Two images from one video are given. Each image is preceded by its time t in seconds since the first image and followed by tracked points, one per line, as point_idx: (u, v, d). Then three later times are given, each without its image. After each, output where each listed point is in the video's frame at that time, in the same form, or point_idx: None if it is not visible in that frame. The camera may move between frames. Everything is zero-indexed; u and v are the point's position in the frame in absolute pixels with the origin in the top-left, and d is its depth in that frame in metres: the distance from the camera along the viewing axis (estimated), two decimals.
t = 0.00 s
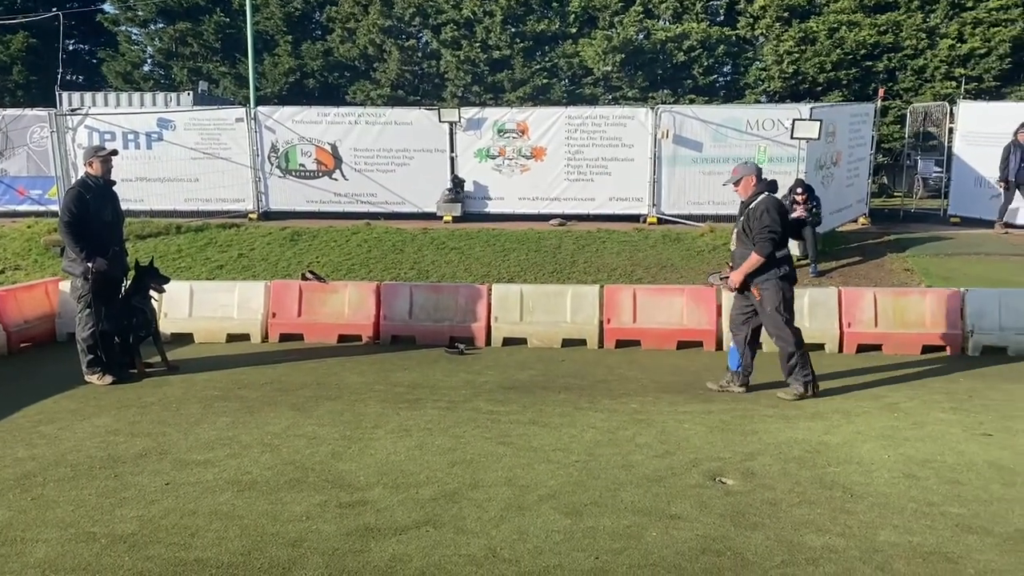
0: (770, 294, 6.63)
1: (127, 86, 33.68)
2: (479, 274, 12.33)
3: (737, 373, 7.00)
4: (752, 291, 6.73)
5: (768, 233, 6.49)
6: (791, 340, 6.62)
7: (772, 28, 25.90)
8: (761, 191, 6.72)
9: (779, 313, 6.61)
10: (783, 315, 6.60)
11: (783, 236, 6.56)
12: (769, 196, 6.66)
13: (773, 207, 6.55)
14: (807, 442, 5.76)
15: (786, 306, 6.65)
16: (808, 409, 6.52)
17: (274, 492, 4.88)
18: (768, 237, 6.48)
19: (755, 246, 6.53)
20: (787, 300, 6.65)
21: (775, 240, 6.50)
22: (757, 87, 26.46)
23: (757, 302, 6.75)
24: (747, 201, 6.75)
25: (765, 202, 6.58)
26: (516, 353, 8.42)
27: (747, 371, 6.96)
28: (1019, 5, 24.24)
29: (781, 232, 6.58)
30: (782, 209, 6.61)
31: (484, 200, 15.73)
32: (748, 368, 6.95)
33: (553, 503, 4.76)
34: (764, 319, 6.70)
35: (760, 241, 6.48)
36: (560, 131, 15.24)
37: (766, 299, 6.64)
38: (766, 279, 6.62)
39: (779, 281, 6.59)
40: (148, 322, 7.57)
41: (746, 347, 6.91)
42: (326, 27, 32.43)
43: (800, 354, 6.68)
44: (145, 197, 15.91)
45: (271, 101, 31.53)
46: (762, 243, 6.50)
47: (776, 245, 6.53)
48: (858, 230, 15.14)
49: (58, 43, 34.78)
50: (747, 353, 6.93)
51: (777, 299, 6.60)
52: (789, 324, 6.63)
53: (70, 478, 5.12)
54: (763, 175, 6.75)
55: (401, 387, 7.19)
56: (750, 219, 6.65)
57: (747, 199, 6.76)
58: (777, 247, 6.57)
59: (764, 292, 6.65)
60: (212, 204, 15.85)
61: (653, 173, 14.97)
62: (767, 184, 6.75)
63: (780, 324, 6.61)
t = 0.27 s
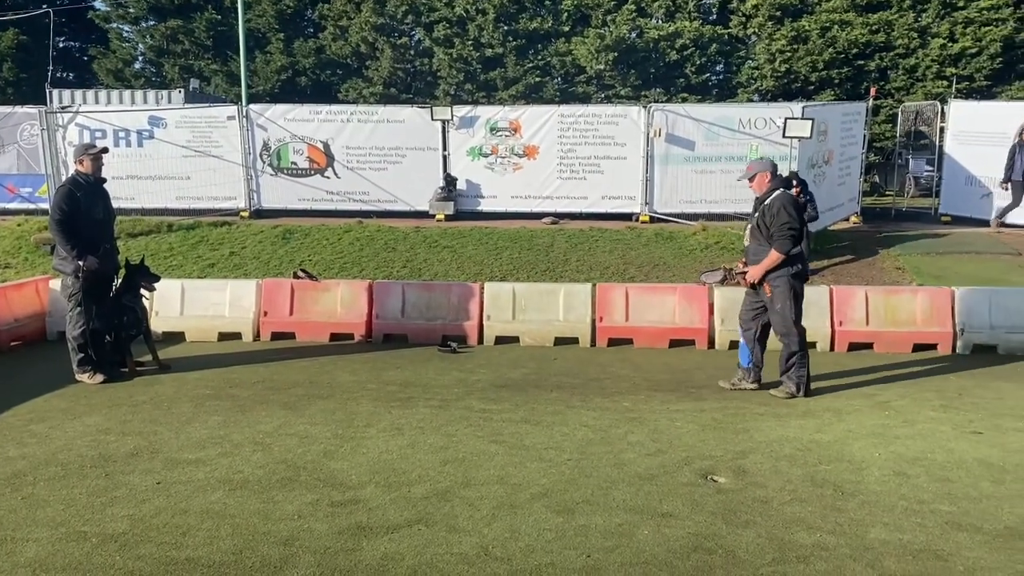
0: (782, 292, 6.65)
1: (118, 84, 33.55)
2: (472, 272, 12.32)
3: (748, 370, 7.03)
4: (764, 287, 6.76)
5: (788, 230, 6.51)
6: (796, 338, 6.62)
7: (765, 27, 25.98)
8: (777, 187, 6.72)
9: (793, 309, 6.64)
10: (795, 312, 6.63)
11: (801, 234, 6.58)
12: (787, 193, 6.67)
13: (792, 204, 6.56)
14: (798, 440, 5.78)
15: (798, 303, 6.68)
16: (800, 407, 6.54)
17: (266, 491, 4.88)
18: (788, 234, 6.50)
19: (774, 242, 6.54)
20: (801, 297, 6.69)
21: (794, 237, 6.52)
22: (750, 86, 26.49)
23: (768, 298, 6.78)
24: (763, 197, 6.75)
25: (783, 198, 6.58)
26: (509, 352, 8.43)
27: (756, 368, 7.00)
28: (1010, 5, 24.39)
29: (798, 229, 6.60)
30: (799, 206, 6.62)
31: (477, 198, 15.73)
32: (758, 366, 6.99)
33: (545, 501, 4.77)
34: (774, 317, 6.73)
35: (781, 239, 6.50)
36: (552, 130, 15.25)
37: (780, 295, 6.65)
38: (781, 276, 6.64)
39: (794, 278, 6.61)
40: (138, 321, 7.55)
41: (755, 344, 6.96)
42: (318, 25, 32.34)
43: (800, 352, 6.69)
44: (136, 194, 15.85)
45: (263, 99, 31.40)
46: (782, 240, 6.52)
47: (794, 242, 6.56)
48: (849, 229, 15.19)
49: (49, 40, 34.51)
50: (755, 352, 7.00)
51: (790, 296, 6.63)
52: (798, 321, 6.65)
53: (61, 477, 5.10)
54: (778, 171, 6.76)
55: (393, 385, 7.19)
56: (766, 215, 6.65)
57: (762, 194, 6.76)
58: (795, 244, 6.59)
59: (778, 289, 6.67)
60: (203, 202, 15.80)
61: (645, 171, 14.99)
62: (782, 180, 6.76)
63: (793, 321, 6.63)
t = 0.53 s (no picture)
0: (781, 289, 6.67)
1: (112, 81, 33.45)
2: (467, 270, 12.32)
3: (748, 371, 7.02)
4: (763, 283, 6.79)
5: (790, 228, 6.50)
6: (793, 337, 6.64)
7: (760, 25, 26.02)
8: (783, 184, 6.70)
9: (792, 306, 6.66)
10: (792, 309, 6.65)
11: (804, 232, 6.57)
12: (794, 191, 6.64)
13: (796, 203, 6.54)
14: (792, 438, 5.79)
15: (796, 301, 6.70)
16: (795, 405, 6.55)
17: (261, 489, 4.87)
18: (791, 232, 6.49)
19: (775, 240, 6.55)
20: (799, 295, 6.70)
21: (796, 236, 6.52)
22: (746, 84, 26.49)
23: (768, 295, 6.81)
24: (768, 194, 6.73)
25: (788, 197, 6.56)
26: (505, 350, 8.43)
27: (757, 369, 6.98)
28: (1004, 5, 24.54)
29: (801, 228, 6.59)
30: (804, 204, 6.60)
31: (472, 196, 15.73)
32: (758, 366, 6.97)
33: (541, 499, 4.77)
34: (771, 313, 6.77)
35: (781, 236, 6.50)
36: (548, 128, 15.23)
37: (778, 292, 6.67)
38: (780, 273, 6.66)
39: (793, 276, 6.62)
40: (133, 319, 7.53)
41: (759, 344, 6.93)
42: (314, 22, 32.24)
43: (796, 351, 6.70)
44: (131, 192, 15.81)
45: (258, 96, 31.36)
46: (783, 238, 6.52)
47: (795, 241, 6.55)
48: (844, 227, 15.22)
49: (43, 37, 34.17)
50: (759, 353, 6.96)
51: (787, 293, 6.65)
52: (796, 319, 6.67)
53: (55, 475, 5.09)
54: (786, 168, 6.73)
55: (388, 383, 7.19)
56: (770, 212, 6.64)
57: (767, 191, 6.74)
58: (797, 242, 6.59)
59: (777, 286, 6.69)
60: (198, 200, 15.77)
61: (641, 169, 14.99)
62: (790, 177, 6.73)
63: (789, 319, 6.66)
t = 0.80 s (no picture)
0: (780, 287, 6.67)
1: (111, 78, 33.40)
2: (466, 269, 12.31)
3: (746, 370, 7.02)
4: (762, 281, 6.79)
5: (790, 227, 6.49)
6: (792, 335, 6.64)
7: (760, 24, 26.03)
8: (784, 182, 6.69)
9: (792, 305, 6.66)
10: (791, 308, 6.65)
11: (804, 231, 6.56)
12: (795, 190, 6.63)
13: (797, 202, 6.53)
14: (792, 436, 5.79)
15: (795, 299, 6.70)
16: (794, 404, 6.55)
17: (260, 486, 4.87)
18: (791, 231, 6.49)
19: (775, 238, 6.55)
20: (799, 293, 6.70)
21: (796, 234, 6.51)
22: (745, 82, 26.41)
23: (768, 293, 6.81)
24: (769, 192, 6.72)
25: (789, 195, 6.55)
26: (504, 348, 8.43)
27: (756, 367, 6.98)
28: (1003, 4, 24.63)
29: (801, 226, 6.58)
30: (804, 203, 6.59)
31: (472, 194, 15.71)
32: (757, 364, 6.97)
33: (540, 497, 4.77)
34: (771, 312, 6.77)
35: (781, 235, 6.50)
36: (548, 126, 15.23)
37: (778, 290, 6.67)
38: (780, 271, 6.66)
39: (793, 274, 6.62)
40: (132, 316, 7.51)
41: (759, 343, 6.93)
42: (312, 20, 32.12)
43: (795, 350, 6.71)
44: (130, 189, 15.79)
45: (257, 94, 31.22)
46: (783, 236, 6.51)
47: (795, 239, 6.55)
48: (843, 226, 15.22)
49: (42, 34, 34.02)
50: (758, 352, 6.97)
51: (787, 292, 6.65)
52: (795, 317, 6.67)
53: (54, 471, 5.08)
54: (787, 166, 6.71)
55: (387, 381, 7.19)
56: (771, 210, 6.64)
57: (768, 189, 6.73)
58: (796, 240, 6.58)
59: (776, 284, 6.69)
60: (197, 197, 15.76)
61: (640, 168, 15.00)
62: (791, 176, 6.72)
63: (788, 317, 6.66)
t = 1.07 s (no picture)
0: (780, 289, 6.68)
1: (115, 77, 33.43)
2: (469, 268, 12.31)
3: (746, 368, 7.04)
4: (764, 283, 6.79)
5: (792, 228, 6.52)
6: (795, 336, 6.64)
7: (763, 24, 26.09)
8: (783, 183, 6.72)
9: (795, 306, 6.66)
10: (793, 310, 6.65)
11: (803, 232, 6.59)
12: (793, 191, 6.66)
13: (796, 203, 6.56)
14: (795, 436, 5.79)
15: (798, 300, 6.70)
16: (797, 404, 6.55)
17: (263, 485, 4.87)
18: (791, 232, 6.51)
19: (776, 239, 6.57)
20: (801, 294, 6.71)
21: (797, 235, 6.54)
22: (749, 82, 26.31)
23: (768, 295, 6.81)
24: (768, 193, 6.74)
25: (788, 197, 6.58)
26: (506, 347, 8.43)
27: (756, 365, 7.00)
28: (1007, 4, 24.65)
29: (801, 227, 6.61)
30: (803, 204, 6.63)
31: (474, 194, 15.72)
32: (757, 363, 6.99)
33: (543, 496, 4.77)
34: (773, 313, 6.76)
35: (783, 236, 6.52)
36: (551, 126, 15.23)
37: (780, 292, 6.67)
38: (781, 273, 6.66)
39: (795, 276, 6.63)
40: (135, 315, 7.52)
41: (756, 341, 6.96)
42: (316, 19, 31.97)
43: (798, 350, 6.70)
44: (133, 188, 15.80)
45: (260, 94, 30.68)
46: (784, 237, 6.54)
47: (796, 240, 6.58)
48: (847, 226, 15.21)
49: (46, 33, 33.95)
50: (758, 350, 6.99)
51: (788, 294, 6.65)
52: (798, 319, 6.67)
53: (58, 470, 5.09)
54: (785, 167, 6.75)
55: (390, 380, 7.19)
56: (771, 211, 6.66)
57: (767, 190, 6.75)
58: (797, 241, 6.61)
59: (778, 285, 6.69)
60: (200, 196, 15.77)
61: (643, 167, 15.00)
62: (790, 176, 6.76)
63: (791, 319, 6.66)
